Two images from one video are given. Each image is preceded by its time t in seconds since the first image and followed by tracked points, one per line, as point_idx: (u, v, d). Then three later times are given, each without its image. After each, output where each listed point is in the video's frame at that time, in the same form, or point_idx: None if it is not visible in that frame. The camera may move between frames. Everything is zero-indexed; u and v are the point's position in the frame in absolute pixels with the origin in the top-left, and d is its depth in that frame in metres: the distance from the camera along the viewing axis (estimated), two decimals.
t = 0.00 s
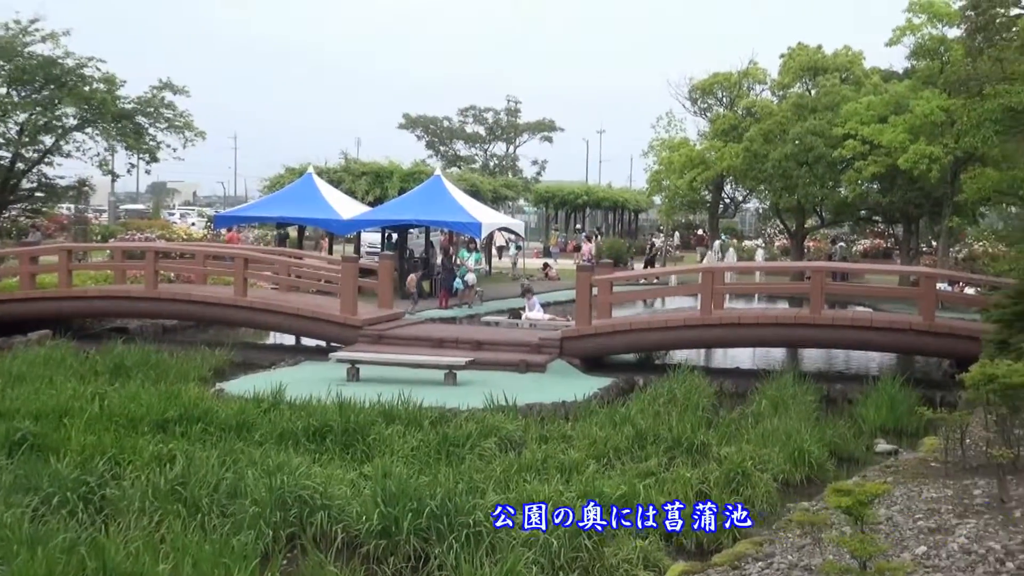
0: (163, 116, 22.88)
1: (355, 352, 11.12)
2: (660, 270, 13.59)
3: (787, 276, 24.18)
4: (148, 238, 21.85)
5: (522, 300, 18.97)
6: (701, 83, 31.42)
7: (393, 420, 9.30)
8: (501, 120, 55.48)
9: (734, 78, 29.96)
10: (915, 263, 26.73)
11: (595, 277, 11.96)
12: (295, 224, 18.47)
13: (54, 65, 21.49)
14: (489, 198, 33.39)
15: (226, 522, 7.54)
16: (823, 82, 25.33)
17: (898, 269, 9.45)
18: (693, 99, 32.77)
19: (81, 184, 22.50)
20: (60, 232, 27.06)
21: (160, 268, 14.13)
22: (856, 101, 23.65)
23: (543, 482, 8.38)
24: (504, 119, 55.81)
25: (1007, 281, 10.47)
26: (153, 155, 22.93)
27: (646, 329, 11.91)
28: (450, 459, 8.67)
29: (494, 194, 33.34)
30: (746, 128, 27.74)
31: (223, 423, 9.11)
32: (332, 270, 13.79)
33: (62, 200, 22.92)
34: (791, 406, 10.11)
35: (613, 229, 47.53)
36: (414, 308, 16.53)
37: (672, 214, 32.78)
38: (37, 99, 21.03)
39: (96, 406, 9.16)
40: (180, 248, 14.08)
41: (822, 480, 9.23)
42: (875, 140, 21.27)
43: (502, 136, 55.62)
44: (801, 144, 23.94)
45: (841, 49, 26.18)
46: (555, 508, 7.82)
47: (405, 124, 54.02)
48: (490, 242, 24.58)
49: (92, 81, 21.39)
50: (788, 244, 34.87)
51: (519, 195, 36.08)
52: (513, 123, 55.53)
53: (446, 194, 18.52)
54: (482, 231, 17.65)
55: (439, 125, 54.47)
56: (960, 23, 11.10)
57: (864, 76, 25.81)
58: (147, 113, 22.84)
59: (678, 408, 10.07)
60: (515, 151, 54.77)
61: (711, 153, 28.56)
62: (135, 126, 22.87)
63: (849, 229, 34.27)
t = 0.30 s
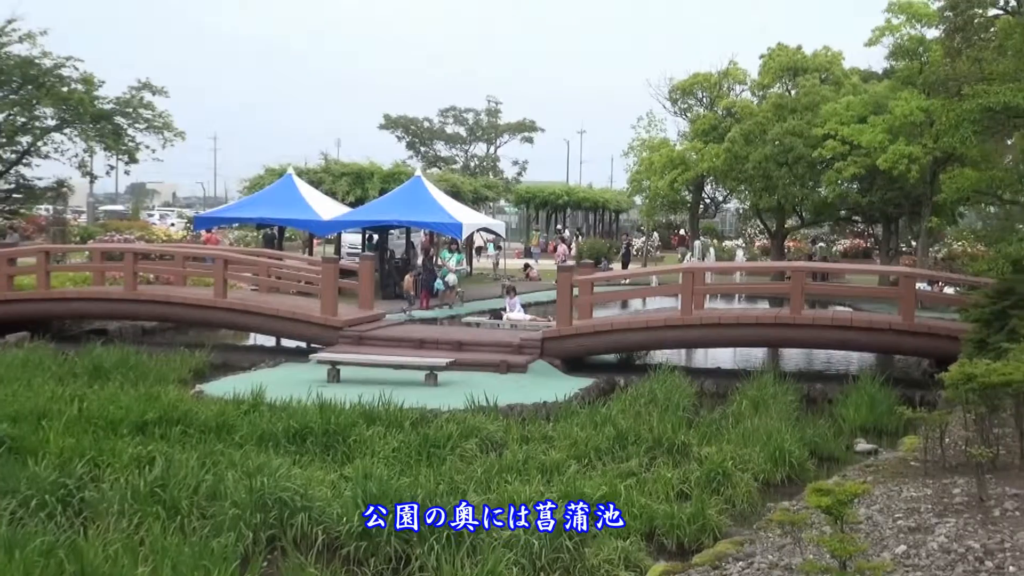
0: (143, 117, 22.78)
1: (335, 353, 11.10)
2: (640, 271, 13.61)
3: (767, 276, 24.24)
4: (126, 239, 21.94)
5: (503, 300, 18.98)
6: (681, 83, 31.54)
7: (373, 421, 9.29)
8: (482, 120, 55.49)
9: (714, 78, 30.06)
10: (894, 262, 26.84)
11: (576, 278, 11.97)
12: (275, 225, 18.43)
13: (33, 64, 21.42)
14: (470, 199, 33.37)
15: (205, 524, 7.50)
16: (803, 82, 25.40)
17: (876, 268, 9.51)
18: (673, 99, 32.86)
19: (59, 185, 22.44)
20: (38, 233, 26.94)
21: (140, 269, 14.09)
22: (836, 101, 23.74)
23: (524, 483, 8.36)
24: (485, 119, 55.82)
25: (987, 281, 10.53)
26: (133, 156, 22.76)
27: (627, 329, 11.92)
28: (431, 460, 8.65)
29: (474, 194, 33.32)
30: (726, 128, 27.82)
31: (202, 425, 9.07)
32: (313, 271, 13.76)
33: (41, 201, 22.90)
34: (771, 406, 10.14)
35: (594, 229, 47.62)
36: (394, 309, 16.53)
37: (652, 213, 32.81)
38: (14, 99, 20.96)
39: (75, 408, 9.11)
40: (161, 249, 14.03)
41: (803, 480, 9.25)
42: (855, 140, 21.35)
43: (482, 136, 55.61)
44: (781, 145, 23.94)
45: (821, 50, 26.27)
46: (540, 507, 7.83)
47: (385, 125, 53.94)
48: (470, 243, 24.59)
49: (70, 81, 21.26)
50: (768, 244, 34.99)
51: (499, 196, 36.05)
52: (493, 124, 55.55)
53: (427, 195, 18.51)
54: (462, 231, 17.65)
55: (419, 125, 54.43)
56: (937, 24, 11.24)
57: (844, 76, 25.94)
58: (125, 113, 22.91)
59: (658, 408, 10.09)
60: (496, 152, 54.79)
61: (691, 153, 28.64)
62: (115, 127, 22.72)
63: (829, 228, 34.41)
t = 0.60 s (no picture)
0: (122, 116, 24.53)
1: (316, 353, 11.07)
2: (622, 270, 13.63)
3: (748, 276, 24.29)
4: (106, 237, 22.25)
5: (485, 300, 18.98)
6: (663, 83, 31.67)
7: (355, 421, 9.27)
8: (464, 120, 55.52)
9: (696, 78, 30.15)
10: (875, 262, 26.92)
11: (558, 277, 11.97)
12: (257, 224, 18.39)
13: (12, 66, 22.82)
14: (452, 199, 33.34)
15: (186, 524, 7.47)
16: (784, 82, 25.48)
17: (856, 268, 9.56)
18: (655, 99, 32.94)
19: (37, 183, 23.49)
20: (17, 233, 26.87)
21: (120, 269, 14.05)
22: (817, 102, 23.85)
23: (506, 483, 8.34)
24: (467, 119, 55.84)
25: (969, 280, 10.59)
26: (112, 154, 24.31)
27: (609, 329, 11.93)
28: (413, 459, 8.63)
29: (457, 194, 33.31)
30: (708, 128, 27.88)
31: (183, 425, 9.04)
32: (295, 271, 13.73)
33: (20, 200, 23.94)
34: (752, 405, 10.17)
35: (576, 229, 47.69)
36: (376, 309, 16.52)
37: (635, 213, 32.83)
38: None
39: (55, 409, 9.07)
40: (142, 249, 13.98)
41: (784, 479, 9.28)
42: (837, 140, 21.43)
43: (464, 136, 55.61)
44: (762, 145, 23.98)
45: (803, 50, 26.30)
46: (540, 506, 7.85)
47: (367, 124, 53.91)
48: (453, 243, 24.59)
49: (48, 81, 22.75)
50: (750, 244, 35.10)
51: (480, 196, 36.04)
52: (476, 124, 55.60)
53: (410, 194, 18.50)
54: (444, 231, 17.65)
55: (401, 125, 54.37)
56: (919, 24, 11.31)
57: (825, 76, 26.04)
58: (105, 113, 24.56)
59: (640, 408, 10.11)
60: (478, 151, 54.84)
61: (673, 153, 28.72)
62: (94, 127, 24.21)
63: (811, 228, 34.52)
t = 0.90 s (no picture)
0: (105, 117, 24.99)
1: (300, 353, 11.05)
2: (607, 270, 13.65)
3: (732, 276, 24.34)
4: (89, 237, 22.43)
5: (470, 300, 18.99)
6: (647, 83, 31.76)
7: (340, 421, 9.26)
8: (449, 120, 55.51)
9: (681, 78, 30.23)
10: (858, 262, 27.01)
11: (543, 278, 11.98)
12: (241, 225, 18.33)
13: None
14: (437, 199, 33.30)
15: (170, 526, 7.45)
16: (769, 82, 25.52)
17: (839, 267, 9.59)
18: (640, 99, 33.01)
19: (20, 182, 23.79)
20: None
21: (104, 270, 14.00)
22: (801, 102, 23.92)
23: (492, 482, 8.32)
24: (452, 119, 55.84)
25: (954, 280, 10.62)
26: (95, 154, 24.64)
27: (595, 329, 11.94)
28: (398, 460, 8.61)
29: (442, 194, 33.31)
30: (692, 128, 27.94)
31: (167, 426, 9.01)
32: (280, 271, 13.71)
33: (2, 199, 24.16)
34: (737, 405, 10.20)
35: (562, 229, 47.76)
36: (359, 309, 16.51)
37: (619, 213, 32.86)
38: None
39: (37, 410, 9.02)
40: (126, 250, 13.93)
41: (769, 478, 9.31)
42: (821, 140, 21.47)
43: (449, 136, 55.60)
44: (747, 145, 24.05)
45: (787, 50, 26.34)
46: (540, 506, 7.84)
47: (351, 124, 53.85)
48: (438, 243, 24.57)
49: (31, 82, 23.01)
50: (734, 244, 35.19)
51: (466, 195, 36.02)
52: (460, 124, 55.62)
53: (395, 195, 18.48)
54: (429, 231, 17.65)
55: (386, 125, 54.30)
56: (903, 24, 11.37)
57: (809, 76, 26.08)
58: (88, 113, 24.85)
59: (625, 408, 10.13)
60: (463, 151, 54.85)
61: (658, 153, 28.78)
62: (77, 127, 24.55)
63: (794, 228, 34.64)
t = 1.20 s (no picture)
0: (88, 117, 25.03)
1: (285, 354, 11.03)
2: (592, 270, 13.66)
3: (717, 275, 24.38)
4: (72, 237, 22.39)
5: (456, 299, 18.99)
6: (632, 83, 31.81)
7: (324, 422, 9.24)
8: (434, 120, 55.48)
9: (665, 78, 30.28)
10: (841, 262, 27.08)
11: (528, 277, 11.98)
12: (226, 225, 18.28)
13: None
14: (422, 199, 33.26)
15: (154, 527, 7.43)
16: (753, 81, 25.54)
17: (823, 266, 9.62)
18: (625, 99, 33.05)
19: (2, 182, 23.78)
20: None
21: (87, 270, 13.96)
22: (785, 101, 23.97)
23: (477, 482, 8.31)
24: (436, 119, 55.82)
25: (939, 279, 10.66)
26: (79, 154, 24.68)
27: (580, 328, 11.95)
28: (383, 460, 8.60)
29: (427, 194, 33.29)
30: (676, 128, 28.00)
31: (151, 427, 8.97)
32: (265, 272, 13.69)
33: None
34: (722, 404, 10.23)
35: (547, 228, 47.81)
36: (341, 309, 16.54)
37: (604, 213, 32.88)
38: None
39: (20, 412, 8.98)
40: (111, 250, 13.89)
41: (754, 477, 9.32)
42: (805, 140, 21.51)
43: (434, 136, 55.58)
44: (731, 145, 24.09)
45: (771, 50, 26.38)
46: (540, 506, 7.91)
47: (336, 125, 53.76)
48: (423, 243, 24.55)
49: (14, 82, 23.02)
50: (719, 243, 35.28)
51: (451, 195, 36.00)
52: (445, 124, 55.61)
53: (380, 194, 18.47)
54: (414, 231, 17.64)
55: (371, 125, 54.22)
56: (887, 24, 11.42)
57: (793, 76, 26.10)
58: (71, 113, 24.86)
59: (611, 407, 10.14)
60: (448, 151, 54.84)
61: (643, 153, 28.82)
62: (60, 127, 24.57)
63: (779, 227, 34.73)
